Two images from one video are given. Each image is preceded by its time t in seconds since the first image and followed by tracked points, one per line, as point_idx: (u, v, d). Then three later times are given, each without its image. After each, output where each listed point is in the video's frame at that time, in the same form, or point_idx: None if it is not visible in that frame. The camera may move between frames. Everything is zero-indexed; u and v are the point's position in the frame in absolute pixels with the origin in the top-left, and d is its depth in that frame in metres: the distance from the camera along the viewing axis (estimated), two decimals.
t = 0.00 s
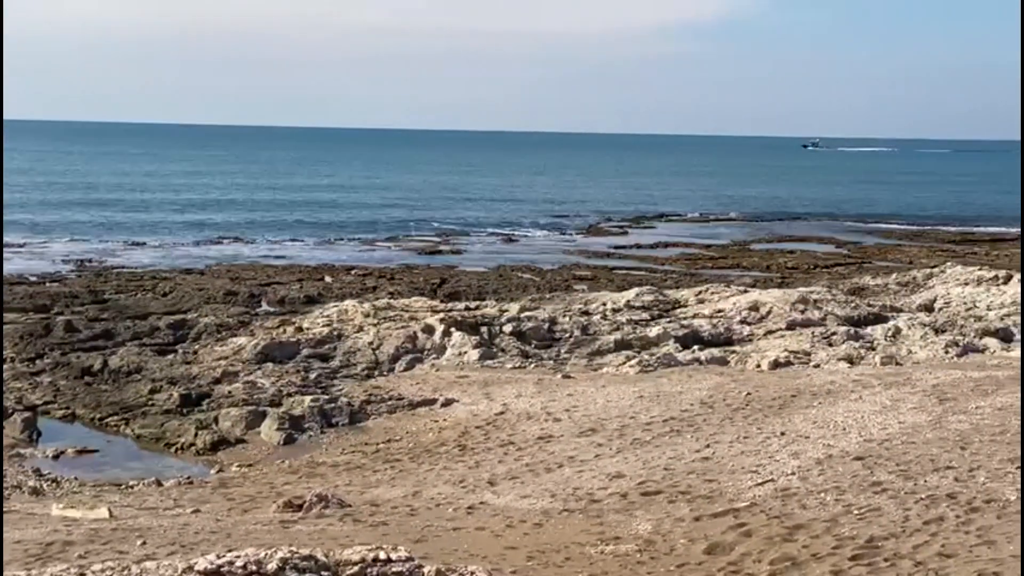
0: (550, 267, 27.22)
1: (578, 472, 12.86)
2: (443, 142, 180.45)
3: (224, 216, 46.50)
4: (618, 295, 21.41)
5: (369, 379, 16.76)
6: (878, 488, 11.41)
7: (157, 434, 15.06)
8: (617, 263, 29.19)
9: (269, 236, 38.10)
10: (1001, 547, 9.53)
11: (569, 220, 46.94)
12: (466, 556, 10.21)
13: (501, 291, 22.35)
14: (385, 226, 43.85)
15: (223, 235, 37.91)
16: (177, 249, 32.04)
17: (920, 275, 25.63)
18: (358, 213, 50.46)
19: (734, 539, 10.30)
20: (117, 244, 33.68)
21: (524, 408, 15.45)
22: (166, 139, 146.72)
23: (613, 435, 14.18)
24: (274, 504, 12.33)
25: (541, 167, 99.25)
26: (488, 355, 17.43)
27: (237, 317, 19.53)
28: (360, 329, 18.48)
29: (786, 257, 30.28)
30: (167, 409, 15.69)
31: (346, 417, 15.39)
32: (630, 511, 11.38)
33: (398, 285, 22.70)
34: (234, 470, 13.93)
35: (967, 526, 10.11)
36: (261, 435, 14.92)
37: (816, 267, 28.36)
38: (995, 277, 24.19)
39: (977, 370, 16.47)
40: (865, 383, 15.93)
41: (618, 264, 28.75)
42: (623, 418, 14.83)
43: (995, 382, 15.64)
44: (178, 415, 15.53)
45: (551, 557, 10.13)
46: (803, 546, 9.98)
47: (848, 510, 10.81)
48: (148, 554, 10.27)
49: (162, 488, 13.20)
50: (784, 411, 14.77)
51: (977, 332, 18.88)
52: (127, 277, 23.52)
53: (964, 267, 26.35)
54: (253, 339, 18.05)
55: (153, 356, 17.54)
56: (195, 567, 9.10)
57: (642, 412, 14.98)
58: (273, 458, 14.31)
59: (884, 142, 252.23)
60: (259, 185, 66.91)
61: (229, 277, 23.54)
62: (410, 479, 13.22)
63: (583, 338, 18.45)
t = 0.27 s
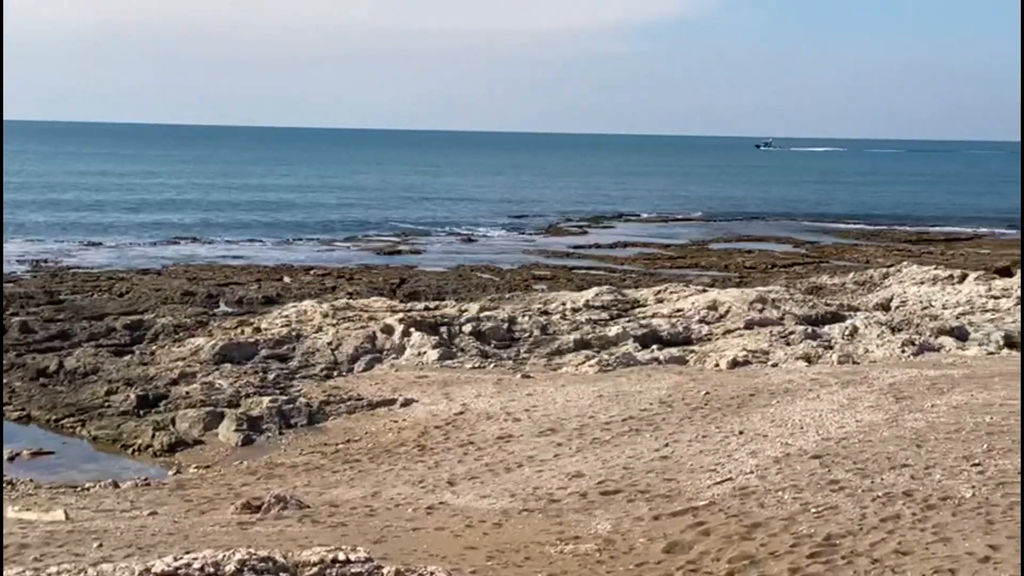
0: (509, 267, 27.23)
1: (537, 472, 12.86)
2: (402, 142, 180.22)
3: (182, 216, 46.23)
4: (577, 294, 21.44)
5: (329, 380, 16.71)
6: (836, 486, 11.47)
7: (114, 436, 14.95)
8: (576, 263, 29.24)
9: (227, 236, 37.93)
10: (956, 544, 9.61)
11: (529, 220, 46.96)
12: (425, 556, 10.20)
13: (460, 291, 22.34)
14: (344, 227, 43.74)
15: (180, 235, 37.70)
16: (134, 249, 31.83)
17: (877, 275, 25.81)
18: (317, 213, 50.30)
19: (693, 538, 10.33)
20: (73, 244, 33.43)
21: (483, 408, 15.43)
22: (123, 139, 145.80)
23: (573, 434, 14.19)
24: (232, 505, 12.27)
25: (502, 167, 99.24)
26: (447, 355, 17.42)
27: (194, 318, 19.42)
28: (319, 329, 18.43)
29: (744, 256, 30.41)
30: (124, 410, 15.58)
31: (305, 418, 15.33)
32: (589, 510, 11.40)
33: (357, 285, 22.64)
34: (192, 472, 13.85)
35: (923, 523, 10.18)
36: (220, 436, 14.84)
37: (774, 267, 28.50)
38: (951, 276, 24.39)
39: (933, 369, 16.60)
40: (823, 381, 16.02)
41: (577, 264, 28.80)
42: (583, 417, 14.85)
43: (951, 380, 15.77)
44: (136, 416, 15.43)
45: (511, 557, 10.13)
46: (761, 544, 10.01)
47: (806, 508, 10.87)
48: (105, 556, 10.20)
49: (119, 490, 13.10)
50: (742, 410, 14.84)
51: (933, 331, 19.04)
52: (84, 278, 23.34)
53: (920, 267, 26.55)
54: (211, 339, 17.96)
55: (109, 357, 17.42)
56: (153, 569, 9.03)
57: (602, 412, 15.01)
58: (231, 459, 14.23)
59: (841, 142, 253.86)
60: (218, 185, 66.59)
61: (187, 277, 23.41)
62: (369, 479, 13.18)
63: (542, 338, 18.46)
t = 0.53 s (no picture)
0: (468, 267, 27.19)
1: (496, 471, 12.84)
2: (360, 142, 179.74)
3: (138, 216, 45.88)
4: (536, 294, 21.46)
5: (287, 380, 16.64)
6: (794, 484, 11.53)
7: (69, 437, 14.83)
8: (534, 263, 29.22)
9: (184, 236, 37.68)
10: (913, 540, 9.67)
11: (487, 219, 46.94)
12: (384, 556, 10.17)
13: (419, 291, 22.30)
14: (302, 226, 43.55)
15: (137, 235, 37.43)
16: (90, 249, 31.57)
17: (834, 273, 25.98)
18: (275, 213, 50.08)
19: (652, 536, 10.36)
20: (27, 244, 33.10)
21: (442, 408, 15.41)
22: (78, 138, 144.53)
23: (532, 433, 14.19)
24: (190, 506, 12.19)
25: (460, 167, 99.09)
26: (406, 354, 17.39)
27: (151, 318, 19.30)
28: (278, 329, 18.35)
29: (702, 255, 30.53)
30: (80, 411, 15.46)
31: (263, 418, 15.25)
32: (548, 510, 11.40)
33: (315, 285, 22.55)
34: (149, 473, 13.75)
35: (880, 520, 10.24)
36: (176, 436, 14.75)
37: (731, 266, 28.62)
38: (907, 275, 24.58)
39: (889, 367, 16.72)
40: (781, 380, 16.10)
41: (536, 263, 28.81)
42: (542, 416, 14.85)
43: (906, 378, 15.89)
44: (92, 417, 15.31)
45: (470, 557, 10.12)
46: (719, 542, 10.05)
47: (764, 506, 10.92)
48: (61, 558, 10.11)
49: (75, 492, 12.99)
50: (701, 408, 14.89)
51: (889, 329, 19.18)
52: (38, 278, 23.11)
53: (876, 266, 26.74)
54: (168, 340, 17.85)
55: (65, 357, 17.28)
56: (108, 571, 8.96)
57: (561, 411, 15.02)
58: (189, 460, 14.14)
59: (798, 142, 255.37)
60: (175, 185, 66.15)
61: (143, 277, 23.24)
62: (328, 480, 13.13)
63: (501, 338, 18.46)
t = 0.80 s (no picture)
0: (425, 266, 27.13)
1: (455, 471, 12.82)
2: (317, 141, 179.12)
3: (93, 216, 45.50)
4: (494, 293, 21.44)
5: (244, 380, 16.55)
6: (751, 482, 11.58)
7: (24, 439, 14.68)
8: (491, 262, 29.20)
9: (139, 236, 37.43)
10: (868, 538, 9.73)
11: (445, 219, 46.89)
12: (342, 557, 10.13)
13: (377, 290, 22.23)
14: (258, 226, 43.33)
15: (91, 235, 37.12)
16: (44, 249, 31.27)
17: (790, 272, 26.13)
18: (231, 213, 49.83)
19: (610, 536, 10.37)
20: None
21: (400, 408, 15.37)
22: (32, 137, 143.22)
23: (490, 433, 14.17)
24: (146, 508, 12.10)
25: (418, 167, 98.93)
26: (364, 354, 17.34)
27: (107, 318, 19.14)
28: (234, 329, 18.25)
29: (659, 255, 30.62)
30: (35, 412, 15.31)
31: (220, 419, 15.16)
32: (507, 509, 11.39)
33: (272, 285, 22.44)
34: (104, 475, 13.63)
35: (837, 518, 10.30)
36: (132, 437, 14.63)
37: (689, 265, 28.72)
38: (862, 274, 24.75)
39: (845, 365, 16.83)
40: (738, 379, 16.17)
41: (493, 263, 28.80)
42: (501, 416, 14.84)
43: (862, 376, 15.99)
44: (46, 419, 15.16)
45: (429, 557, 10.10)
46: (677, 541, 10.07)
47: (722, 504, 10.95)
48: (15, 561, 10.02)
49: (29, 494, 12.86)
50: (659, 407, 14.92)
51: (845, 327, 19.31)
52: None
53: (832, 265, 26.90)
54: (123, 340, 17.71)
55: (18, 358, 17.11)
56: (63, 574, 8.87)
57: (519, 410, 15.01)
58: (145, 461, 14.03)
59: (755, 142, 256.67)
60: (130, 185, 65.67)
61: (97, 278, 23.05)
62: (285, 480, 13.07)
63: (460, 337, 18.45)
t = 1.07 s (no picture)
0: (382, 266, 27.06)
1: (412, 471, 12.77)
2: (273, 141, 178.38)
3: (46, 216, 45.08)
4: (450, 293, 21.42)
5: (199, 381, 16.44)
6: (708, 480, 11.61)
7: None
8: (448, 262, 29.15)
9: (93, 236, 37.15)
10: (823, 535, 9.78)
11: (402, 219, 46.79)
12: (298, 558, 10.08)
13: (333, 290, 22.16)
14: (213, 226, 43.08)
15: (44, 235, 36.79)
16: None
17: (747, 271, 26.26)
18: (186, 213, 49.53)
19: (568, 535, 10.38)
20: None
21: (357, 408, 15.32)
22: None
23: (448, 432, 14.14)
24: (100, 510, 11.99)
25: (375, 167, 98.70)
26: (320, 354, 17.28)
27: (60, 319, 18.98)
28: (190, 329, 18.14)
29: (615, 254, 30.70)
30: None
31: (175, 420, 15.06)
32: (464, 509, 11.36)
33: (228, 285, 22.33)
34: (58, 476, 13.51)
35: (793, 516, 10.35)
36: (86, 439, 14.50)
37: (646, 264, 28.80)
38: (818, 273, 24.91)
39: (801, 364, 16.93)
40: (695, 378, 16.23)
41: (450, 263, 28.77)
42: (458, 415, 14.81)
43: (818, 375, 16.09)
44: None
45: (386, 557, 10.06)
46: (635, 540, 10.09)
47: (679, 503, 10.99)
48: None
49: None
50: (616, 406, 14.95)
51: (801, 326, 19.43)
52: None
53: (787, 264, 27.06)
54: (77, 341, 17.56)
55: None
56: None
57: (477, 410, 14.99)
58: (99, 463, 13.91)
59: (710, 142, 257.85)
60: (84, 184, 65.15)
61: (50, 278, 22.85)
62: (241, 481, 12.99)
63: (416, 337, 18.42)
